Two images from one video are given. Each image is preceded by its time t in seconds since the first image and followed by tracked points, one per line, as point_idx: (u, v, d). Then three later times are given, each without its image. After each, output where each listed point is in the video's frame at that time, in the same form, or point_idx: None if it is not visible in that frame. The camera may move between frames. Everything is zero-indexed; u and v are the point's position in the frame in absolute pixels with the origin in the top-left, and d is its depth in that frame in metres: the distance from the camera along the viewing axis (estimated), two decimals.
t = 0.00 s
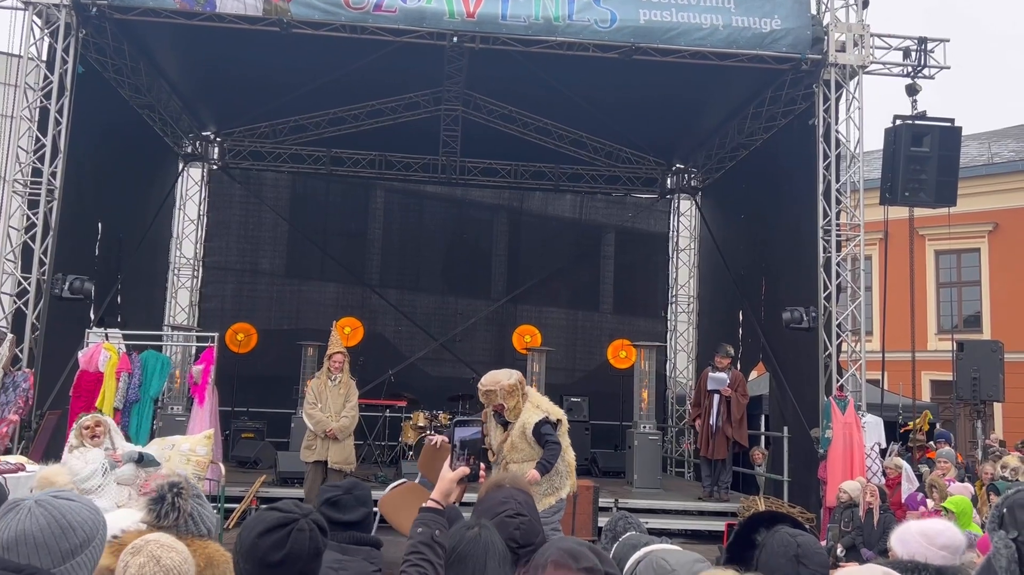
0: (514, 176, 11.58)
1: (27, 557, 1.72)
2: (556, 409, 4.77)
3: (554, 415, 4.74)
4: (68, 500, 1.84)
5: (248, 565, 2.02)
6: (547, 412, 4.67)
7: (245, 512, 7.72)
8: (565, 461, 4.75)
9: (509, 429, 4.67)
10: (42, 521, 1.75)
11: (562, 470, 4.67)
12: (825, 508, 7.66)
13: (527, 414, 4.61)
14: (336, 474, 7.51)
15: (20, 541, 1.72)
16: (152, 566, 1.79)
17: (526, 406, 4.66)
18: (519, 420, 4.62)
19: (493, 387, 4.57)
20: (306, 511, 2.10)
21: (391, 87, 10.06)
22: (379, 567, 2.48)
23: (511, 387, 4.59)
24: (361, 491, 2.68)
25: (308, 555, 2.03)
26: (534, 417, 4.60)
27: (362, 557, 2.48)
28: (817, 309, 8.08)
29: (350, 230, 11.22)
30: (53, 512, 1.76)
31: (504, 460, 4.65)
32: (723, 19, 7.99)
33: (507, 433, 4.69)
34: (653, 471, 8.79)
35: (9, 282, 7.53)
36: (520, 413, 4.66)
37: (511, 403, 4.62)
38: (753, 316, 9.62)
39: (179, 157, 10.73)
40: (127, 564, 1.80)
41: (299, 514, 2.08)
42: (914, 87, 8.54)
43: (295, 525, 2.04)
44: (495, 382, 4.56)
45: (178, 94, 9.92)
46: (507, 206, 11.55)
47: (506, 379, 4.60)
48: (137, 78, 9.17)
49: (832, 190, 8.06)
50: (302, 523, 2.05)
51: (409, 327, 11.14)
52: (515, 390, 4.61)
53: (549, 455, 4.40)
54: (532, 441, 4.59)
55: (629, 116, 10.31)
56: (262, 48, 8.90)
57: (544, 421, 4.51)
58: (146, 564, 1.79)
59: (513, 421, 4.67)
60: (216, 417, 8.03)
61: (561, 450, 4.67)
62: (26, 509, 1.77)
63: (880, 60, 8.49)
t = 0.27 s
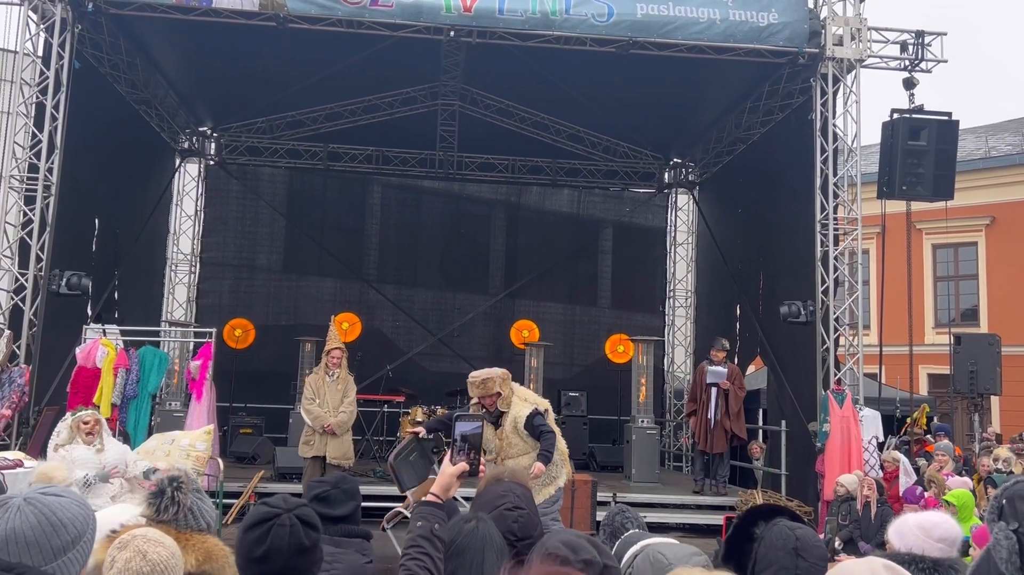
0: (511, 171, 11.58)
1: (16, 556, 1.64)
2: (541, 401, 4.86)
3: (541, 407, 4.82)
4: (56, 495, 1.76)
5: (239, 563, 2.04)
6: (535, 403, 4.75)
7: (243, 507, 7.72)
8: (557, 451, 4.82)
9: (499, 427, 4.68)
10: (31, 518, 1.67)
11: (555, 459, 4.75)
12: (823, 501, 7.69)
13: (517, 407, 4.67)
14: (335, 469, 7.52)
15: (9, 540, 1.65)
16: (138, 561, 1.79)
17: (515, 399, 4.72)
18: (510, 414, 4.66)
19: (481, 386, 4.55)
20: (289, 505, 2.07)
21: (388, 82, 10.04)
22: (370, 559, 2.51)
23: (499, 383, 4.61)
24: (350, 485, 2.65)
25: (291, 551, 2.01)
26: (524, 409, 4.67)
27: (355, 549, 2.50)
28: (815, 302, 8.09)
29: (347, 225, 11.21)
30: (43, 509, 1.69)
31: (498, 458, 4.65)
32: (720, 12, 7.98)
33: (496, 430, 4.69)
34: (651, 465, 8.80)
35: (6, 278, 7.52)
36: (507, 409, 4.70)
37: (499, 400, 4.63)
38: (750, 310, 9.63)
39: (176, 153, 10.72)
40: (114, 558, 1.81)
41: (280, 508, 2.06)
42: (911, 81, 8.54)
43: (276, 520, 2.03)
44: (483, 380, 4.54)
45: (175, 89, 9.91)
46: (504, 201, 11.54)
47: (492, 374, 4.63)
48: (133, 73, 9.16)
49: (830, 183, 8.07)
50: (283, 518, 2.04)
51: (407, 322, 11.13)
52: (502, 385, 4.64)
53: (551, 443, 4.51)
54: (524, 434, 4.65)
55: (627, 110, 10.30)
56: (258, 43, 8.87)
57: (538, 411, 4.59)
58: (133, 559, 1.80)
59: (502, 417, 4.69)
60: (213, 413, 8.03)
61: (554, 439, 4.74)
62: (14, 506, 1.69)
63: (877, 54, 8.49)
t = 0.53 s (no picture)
0: (510, 166, 11.56)
1: (21, 554, 1.68)
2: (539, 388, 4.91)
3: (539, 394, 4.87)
4: (59, 493, 1.79)
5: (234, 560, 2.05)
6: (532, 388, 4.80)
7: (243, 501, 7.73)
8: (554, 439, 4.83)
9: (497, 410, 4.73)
10: (35, 519, 1.71)
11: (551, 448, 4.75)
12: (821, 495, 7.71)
13: (514, 390, 4.73)
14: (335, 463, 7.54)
15: (13, 539, 1.68)
16: (132, 556, 1.77)
17: (512, 383, 4.77)
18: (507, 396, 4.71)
19: (480, 365, 4.65)
20: (282, 502, 2.06)
21: (386, 77, 10.02)
22: (365, 549, 2.54)
23: (497, 364, 4.69)
24: (335, 477, 2.69)
25: (281, 548, 2.01)
26: (522, 391, 4.73)
27: (349, 540, 2.55)
28: (814, 297, 8.09)
29: (346, 220, 11.20)
30: (48, 510, 1.72)
31: (494, 440, 4.68)
32: (719, 7, 7.97)
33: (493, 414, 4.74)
34: (650, 459, 8.81)
35: (5, 274, 7.52)
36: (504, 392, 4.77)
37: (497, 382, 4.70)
38: (749, 304, 9.64)
39: (174, 149, 10.70)
40: (109, 553, 1.78)
41: (272, 506, 2.05)
42: (910, 75, 8.53)
43: (267, 518, 2.02)
44: (482, 359, 4.65)
45: (172, 85, 9.89)
46: (503, 196, 11.53)
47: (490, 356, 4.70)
48: (131, 69, 9.14)
49: (829, 177, 8.06)
50: (274, 516, 2.03)
51: (406, 317, 11.13)
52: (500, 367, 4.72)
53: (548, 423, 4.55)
54: (521, 417, 4.68)
55: (625, 104, 10.29)
56: (256, 38, 8.85)
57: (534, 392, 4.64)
58: (126, 555, 1.77)
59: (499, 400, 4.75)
60: (213, 408, 8.03)
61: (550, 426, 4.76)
62: (18, 506, 1.72)
63: (876, 48, 8.48)
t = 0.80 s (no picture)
0: (509, 161, 11.55)
1: (23, 551, 1.73)
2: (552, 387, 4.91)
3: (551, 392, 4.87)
4: (61, 490, 1.85)
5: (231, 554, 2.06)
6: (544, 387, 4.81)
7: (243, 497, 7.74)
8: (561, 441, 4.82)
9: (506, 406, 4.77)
10: (37, 516, 1.76)
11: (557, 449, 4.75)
12: (822, 490, 7.72)
13: (525, 387, 4.75)
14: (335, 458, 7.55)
15: (15, 536, 1.73)
16: (146, 549, 1.82)
17: (524, 380, 4.81)
18: (517, 393, 4.75)
19: (492, 360, 4.69)
20: (276, 497, 2.05)
21: (385, 72, 10.00)
22: (364, 543, 2.50)
23: (509, 360, 4.73)
24: (333, 472, 2.71)
25: (273, 543, 2.00)
26: (532, 390, 4.74)
27: (347, 534, 2.51)
28: (814, 292, 8.09)
29: (346, 216, 11.19)
30: (49, 507, 1.78)
31: (500, 436, 4.73)
32: (719, 1, 7.96)
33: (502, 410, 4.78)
34: (650, 454, 8.82)
35: (5, 271, 7.51)
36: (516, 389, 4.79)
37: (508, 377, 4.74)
38: (749, 299, 9.64)
39: (174, 144, 10.69)
40: (121, 547, 1.83)
41: (266, 500, 2.04)
42: (910, 69, 8.52)
43: (260, 513, 2.02)
44: (495, 355, 4.69)
45: (171, 80, 9.87)
46: (503, 192, 11.52)
47: (506, 351, 4.74)
48: (131, 65, 9.12)
49: (829, 172, 8.06)
50: (268, 510, 2.02)
51: (406, 313, 11.14)
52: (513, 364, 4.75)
53: (553, 424, 4.55)
54: (530, 415, 4.71)
55: (625, 99, 10.27)
56: (255, 33, 8.83)
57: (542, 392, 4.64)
58: (139, 548, 1.82)
59: (509, 396, 4.79)
60: (213, 403, 8.04)
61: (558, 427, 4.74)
62: (21, 503, 1.78)
63: (876, 42, 8.46)
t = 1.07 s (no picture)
0: (510, 158, 11.55)
1: (23, 548, 1.74)
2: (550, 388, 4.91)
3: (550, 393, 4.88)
4: (60, 487, 1.86)
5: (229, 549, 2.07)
6: (544, 389, 4.81)
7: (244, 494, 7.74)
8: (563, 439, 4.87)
9: (508, 412, 4.74)
10: (36, 513, 1.77)
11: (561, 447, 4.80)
12: (822, 486, 7.73)
13: (526, 394, 4.72)
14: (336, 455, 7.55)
15: (15, 533, 1.74)
16: (153, 546, 1.83)
17: (524, 385, 4.77)
18: (519, 400, 4.71)
19: (489, 373, 4.59)
20: (276, 493, 2.05)
21: (384, 69, 9.99)
22: (364, 540, 2.49)
23: (506, 371, 4.62)
24: (334, 469, 2.75)
25: (269, 540, 2.00)
26: (534, 395, 4.73)
27: (346, 530, 2.51)
28: (814, 288, 8.09)
29: (346, 213, 11.19)
30: (49, 504, 1.79)
31: (504, 442, 4.72)
32: None
33: (504, 416, 4.75)
34: (651, 451, 8.82)
35: (5, 268, 7.51)
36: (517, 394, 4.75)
37: (508, 386, 4.67)
38: (750, 296, 9.64)
39: (174, 142, 10.68)
40: (130, 544, 1.85)
41: (265, 497, 2.05)
42: (911, 65, 8.51)
43: (258, 509, 2.02)
44: (493, 367, 4.60)
45: (171, 77, 9.86)
46: (503, 188, 11.51)
47: (500, 363, 4.63)
48: (131, 62, 9.11)
49: (830, 168, 8.05)
50: (265, 506, 2.02)
51: (407, 310, 11.14)
52: (511, 373, 4.66)
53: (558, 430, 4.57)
54: (532, 419, 4.71)
55: (625, 96, 10.26)
56: (256, 30, 8.83)
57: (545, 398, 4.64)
58: (148, 544, 1.84)
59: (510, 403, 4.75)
60: (214, 400, 8.04)
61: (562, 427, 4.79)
62: (20, 500, 1.79)
63: (876, 39, 8.45)
